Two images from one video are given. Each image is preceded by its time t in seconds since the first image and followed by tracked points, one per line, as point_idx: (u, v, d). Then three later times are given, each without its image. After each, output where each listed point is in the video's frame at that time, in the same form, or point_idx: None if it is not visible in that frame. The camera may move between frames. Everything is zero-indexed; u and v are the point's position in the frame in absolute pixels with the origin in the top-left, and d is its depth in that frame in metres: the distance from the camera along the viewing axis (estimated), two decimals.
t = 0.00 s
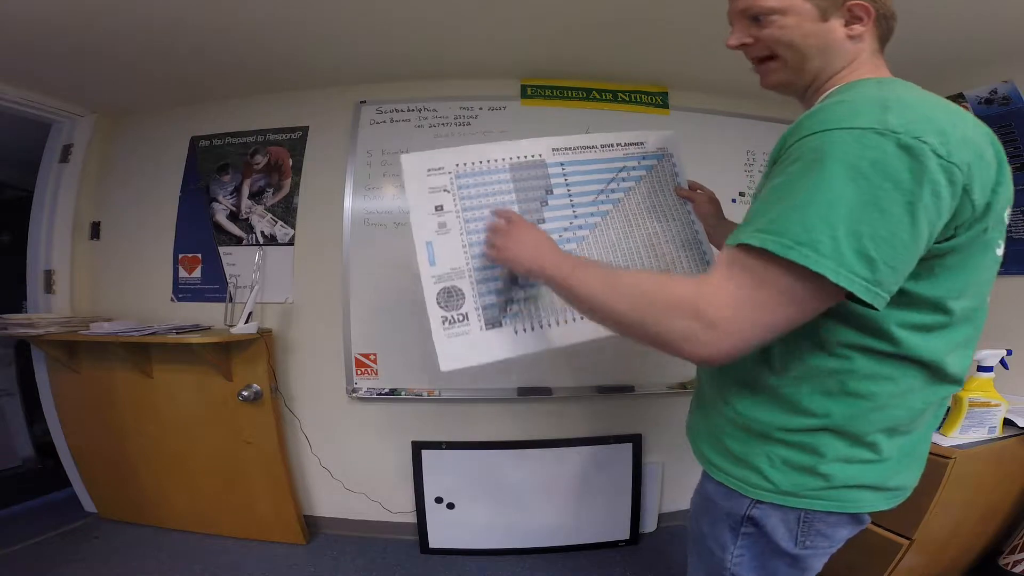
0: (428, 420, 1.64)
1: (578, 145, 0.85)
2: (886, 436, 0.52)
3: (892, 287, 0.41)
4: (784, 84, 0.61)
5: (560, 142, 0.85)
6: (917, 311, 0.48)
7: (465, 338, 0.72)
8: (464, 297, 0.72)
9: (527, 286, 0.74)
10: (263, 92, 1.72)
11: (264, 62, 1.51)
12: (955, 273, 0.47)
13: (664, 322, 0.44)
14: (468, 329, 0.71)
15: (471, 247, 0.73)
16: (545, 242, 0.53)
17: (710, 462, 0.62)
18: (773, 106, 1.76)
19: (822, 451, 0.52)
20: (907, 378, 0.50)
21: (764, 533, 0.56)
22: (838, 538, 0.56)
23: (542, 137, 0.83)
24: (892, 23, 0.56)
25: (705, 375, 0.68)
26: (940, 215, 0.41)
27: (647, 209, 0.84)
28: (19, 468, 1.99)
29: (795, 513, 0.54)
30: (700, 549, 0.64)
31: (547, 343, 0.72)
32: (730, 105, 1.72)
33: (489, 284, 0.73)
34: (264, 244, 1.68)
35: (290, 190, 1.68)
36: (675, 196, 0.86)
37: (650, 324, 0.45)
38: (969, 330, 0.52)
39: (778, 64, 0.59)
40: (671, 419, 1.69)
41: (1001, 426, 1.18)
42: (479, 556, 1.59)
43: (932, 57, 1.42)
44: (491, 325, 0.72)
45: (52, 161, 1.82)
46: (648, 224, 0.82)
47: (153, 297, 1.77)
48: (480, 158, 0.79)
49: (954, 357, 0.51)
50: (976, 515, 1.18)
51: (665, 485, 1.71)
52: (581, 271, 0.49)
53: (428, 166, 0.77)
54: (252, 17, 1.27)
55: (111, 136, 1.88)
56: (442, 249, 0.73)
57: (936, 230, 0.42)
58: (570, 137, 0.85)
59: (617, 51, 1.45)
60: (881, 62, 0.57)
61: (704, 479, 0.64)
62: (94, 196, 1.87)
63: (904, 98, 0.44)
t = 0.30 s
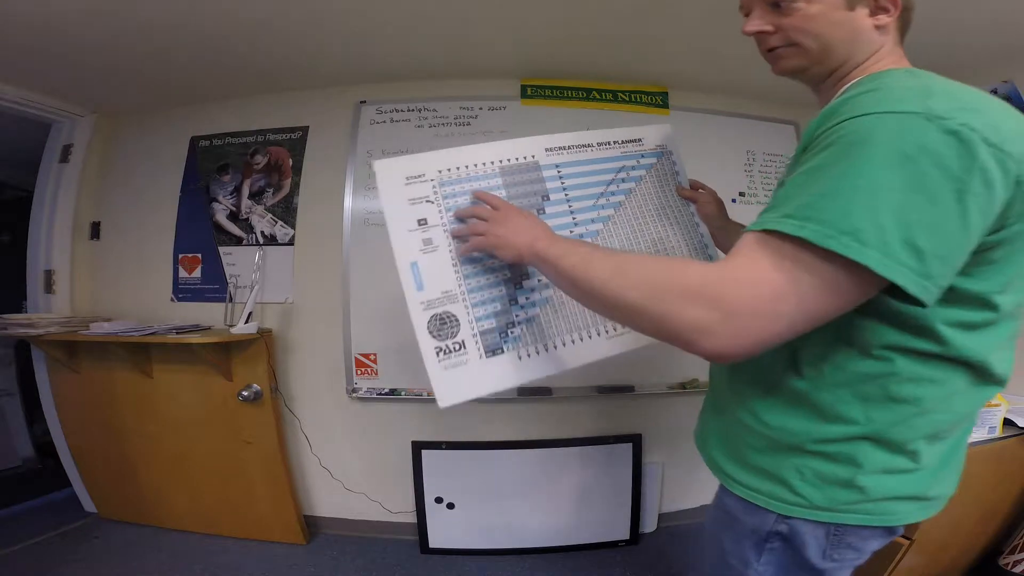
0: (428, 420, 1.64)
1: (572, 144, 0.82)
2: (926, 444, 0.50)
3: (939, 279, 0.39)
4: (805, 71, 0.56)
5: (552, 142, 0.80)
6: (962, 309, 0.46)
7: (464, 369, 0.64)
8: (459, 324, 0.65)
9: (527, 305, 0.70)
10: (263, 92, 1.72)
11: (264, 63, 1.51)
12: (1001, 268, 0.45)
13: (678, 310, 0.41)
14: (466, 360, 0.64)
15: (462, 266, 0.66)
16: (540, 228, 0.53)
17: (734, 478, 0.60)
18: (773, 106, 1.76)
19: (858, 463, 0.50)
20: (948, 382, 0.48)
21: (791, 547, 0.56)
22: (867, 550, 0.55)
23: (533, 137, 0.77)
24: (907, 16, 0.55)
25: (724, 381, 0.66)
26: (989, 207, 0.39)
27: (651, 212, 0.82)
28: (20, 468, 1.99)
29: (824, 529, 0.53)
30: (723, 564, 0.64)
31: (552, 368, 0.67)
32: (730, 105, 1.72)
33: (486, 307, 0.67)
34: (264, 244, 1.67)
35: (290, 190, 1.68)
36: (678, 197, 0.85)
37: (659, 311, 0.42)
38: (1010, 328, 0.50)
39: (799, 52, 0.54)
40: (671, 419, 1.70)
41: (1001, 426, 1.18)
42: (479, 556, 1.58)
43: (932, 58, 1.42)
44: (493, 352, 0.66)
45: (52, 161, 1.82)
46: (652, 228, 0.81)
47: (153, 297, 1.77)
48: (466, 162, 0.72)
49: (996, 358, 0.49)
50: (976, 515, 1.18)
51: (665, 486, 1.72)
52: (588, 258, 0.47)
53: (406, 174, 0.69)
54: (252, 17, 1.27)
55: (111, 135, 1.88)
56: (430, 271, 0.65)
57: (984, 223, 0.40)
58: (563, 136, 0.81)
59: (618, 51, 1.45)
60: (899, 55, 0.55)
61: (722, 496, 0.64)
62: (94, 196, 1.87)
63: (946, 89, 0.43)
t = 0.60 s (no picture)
0: (428, 420, 1.64)
1: (578, 138, 0.77)
2: (970, 449, 0.45)
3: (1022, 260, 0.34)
4: (831, 63, 0.53)
5: (559, 136, 0.76)
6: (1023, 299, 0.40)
7: (473, 393, 0.59)
8: (465, 342, 0.60)
9: (539, 319, 0.65)
10: (264, 92, 1.72)
11: (264, 63, 1.51)
12: None
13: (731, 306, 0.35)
14: (475, 383, 0.59)
15: (465, 277, 0.62)
16: (542, 221, 0.48)
17: (755, 486, 0.55)
18: (773, 106, 1.76)
19: (900, 471, 0.45)
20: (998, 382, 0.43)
21: (820, 557, 0.51)
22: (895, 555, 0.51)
23: (539, 130, 0.74)
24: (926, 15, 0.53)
25: (743, 383, 0.61)
26: None
27: (663, 211, 0.77)
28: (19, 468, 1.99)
29: (854, 536, 0.48)
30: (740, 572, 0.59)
31: (567, 386, 0.62)
32: (730, 105, 1.72)
33: (494, 323, 0.63)
34: (264, 244, 1.68)
35: (290, 190, 1.68)
36: (690, 194, 0.80)
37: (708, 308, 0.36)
38: None
39: (825, 44, 0.52)
40: (671, 419, 1.70)
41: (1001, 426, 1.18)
42: (479, 556, 1.58)
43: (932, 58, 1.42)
44: (504, 372, 0.60)
45: (52, 161, 1.82)
46: (665, 229, 0.75)
47: (153, 297, 1.77)
48: (463, 159, 0.69)
49: None
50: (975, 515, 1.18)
51: (665, 486, 1.72)
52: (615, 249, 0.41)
53: (397, 174, 0.66)
54: (252, 18, 1.28)
55: (111, 136, 1.88)
56: (428, 283, 0.60)
57: None
58: (569, 129, 0.77)
59: (618, 51, 1.45)
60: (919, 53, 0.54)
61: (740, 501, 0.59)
62: (95, 197, 1.87)
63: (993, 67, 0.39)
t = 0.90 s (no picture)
0: (428, 420, 1.64)
1: (604, 133, 0.71)
2: (989, 441, 0.45)
3: None
4: (868, 67, 0.53)
5: (584, 130, 0.69)
6: None
7: (497, 399, 0.55)
8: (489, 346, 0.56)
9: (564, 321, 0.61)
10: (264, 93, 1.72)
11: (264, 62, 1.51)
12: None
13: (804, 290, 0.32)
14: (499, 388, 0.55)
15: (489, 276, 0.57)
16: (573, 212, 0.47)
17: (769, 474, 0.54)
18: (773, 106, 1.76)
19: (918, 461, 0.44)
20: (1019, 373, 0.42)
21: (837, 548, 0.50)
22: (908, 551, 0.50)
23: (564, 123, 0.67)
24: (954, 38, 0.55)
25: (760, 373, 0.60)
26: None
27: (687, 211, 0.71)
28: (19, 468, 1.99)
29: (871, 528, 0.47)
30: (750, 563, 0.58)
31: (592, 389, 0.60)
32: (730, 105, 1.72)
33: (517, 326, 0.58)
34: (264, 244, 1.67)
35: (290, 190, 1.68)
36: (713, 194, 0.75)
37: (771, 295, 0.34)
38: None
39: (864, 49, 0.52)
40: (671, 419, 1.70)
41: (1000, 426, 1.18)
42: (479, 556, 1.58)
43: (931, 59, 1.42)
44: (528, 376, 0.57)
45: (52, 161, 1.82)
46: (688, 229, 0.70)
47: (153, 296, 1.77)
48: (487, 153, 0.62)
49: None
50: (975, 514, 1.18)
51: (665, 485, 1.72)
52: (664, 242, 0.38)
53: (417, 166, 0.59)
54: (252, 18, 1.28)
55: (112, 136, 1.88)
56: (451, 284, 0.55)
57: None
58: (594, 123, 0.70)
59: (618, 51, 1.45)
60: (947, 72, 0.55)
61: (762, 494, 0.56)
62: (95, 197, 1.87)
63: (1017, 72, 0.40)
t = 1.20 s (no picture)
0: (428, 420, 1.64)
1: (634, 131, 0.69)
2: None
3: None
4: (895, 70, 0.54)
5: (614, 128, 0.68)
6: None
7: (531, 399, 0.54)
8: (524, 345, 0.55)
9: (598, 320, 0.60)
10: (263, 92, 1.72)
11: (264, 62, 1.51)
12: None
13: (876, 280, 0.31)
14: (533, 388, 0.54)
15: (523, 275, 0.56)
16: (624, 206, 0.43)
17: (825, 468, 0.50)
18: (773, 105, 1.76)
19: (990, 450, 0.43)
20: None
21: (888, 544, 0.47)
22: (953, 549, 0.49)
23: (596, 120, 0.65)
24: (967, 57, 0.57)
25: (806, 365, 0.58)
26: None
27: (714, 211, 0.69)
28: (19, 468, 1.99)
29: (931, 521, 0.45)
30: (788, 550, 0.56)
31: (628, 388, 0.58)
32: (730, 105, 1.72)
33: (551, 325, 0.57)
34: (264, 244, 1.67)
35: (290, 190, 1.68)
36: (737, 193, 0.72)
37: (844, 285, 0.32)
38: None
39: (894, 52, 0.52)
40: (671, 419, 1.70)
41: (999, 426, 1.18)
42: (479, 556, 1.58)
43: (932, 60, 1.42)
44: (561, 376, 0.56)
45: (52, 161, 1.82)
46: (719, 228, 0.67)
47: (154, 296, 1.77)
48: (519, 148, 0.61)
49: None
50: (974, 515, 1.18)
51: (665, 485, 1.72)
52: (725, 234, 0.36)
53: (451, 160, 0.58)
54: (252, 19, 1.28)
55: (111, 136, 1.88)
56: (487, 283, 0.54)
57: None
58: (624, 121, 0.68)
59: (618, 51, 1.45)
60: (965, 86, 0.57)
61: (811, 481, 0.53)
62: (94, 197, 1.87)
63: None
